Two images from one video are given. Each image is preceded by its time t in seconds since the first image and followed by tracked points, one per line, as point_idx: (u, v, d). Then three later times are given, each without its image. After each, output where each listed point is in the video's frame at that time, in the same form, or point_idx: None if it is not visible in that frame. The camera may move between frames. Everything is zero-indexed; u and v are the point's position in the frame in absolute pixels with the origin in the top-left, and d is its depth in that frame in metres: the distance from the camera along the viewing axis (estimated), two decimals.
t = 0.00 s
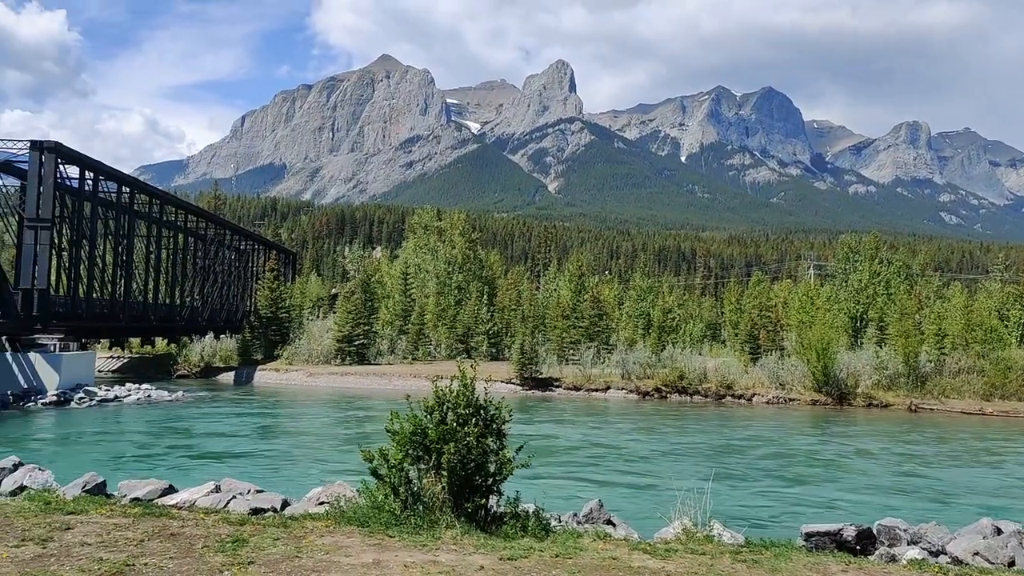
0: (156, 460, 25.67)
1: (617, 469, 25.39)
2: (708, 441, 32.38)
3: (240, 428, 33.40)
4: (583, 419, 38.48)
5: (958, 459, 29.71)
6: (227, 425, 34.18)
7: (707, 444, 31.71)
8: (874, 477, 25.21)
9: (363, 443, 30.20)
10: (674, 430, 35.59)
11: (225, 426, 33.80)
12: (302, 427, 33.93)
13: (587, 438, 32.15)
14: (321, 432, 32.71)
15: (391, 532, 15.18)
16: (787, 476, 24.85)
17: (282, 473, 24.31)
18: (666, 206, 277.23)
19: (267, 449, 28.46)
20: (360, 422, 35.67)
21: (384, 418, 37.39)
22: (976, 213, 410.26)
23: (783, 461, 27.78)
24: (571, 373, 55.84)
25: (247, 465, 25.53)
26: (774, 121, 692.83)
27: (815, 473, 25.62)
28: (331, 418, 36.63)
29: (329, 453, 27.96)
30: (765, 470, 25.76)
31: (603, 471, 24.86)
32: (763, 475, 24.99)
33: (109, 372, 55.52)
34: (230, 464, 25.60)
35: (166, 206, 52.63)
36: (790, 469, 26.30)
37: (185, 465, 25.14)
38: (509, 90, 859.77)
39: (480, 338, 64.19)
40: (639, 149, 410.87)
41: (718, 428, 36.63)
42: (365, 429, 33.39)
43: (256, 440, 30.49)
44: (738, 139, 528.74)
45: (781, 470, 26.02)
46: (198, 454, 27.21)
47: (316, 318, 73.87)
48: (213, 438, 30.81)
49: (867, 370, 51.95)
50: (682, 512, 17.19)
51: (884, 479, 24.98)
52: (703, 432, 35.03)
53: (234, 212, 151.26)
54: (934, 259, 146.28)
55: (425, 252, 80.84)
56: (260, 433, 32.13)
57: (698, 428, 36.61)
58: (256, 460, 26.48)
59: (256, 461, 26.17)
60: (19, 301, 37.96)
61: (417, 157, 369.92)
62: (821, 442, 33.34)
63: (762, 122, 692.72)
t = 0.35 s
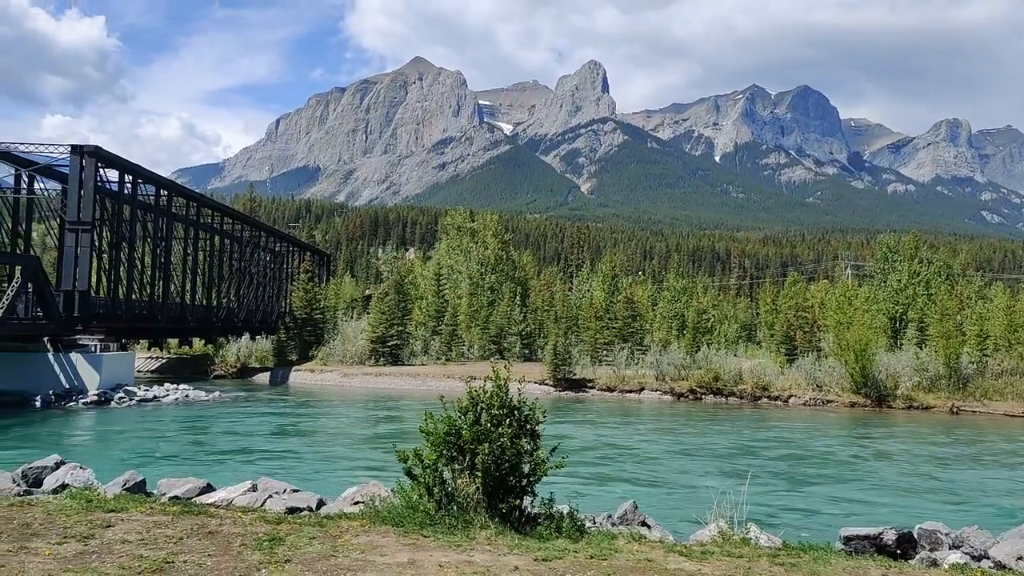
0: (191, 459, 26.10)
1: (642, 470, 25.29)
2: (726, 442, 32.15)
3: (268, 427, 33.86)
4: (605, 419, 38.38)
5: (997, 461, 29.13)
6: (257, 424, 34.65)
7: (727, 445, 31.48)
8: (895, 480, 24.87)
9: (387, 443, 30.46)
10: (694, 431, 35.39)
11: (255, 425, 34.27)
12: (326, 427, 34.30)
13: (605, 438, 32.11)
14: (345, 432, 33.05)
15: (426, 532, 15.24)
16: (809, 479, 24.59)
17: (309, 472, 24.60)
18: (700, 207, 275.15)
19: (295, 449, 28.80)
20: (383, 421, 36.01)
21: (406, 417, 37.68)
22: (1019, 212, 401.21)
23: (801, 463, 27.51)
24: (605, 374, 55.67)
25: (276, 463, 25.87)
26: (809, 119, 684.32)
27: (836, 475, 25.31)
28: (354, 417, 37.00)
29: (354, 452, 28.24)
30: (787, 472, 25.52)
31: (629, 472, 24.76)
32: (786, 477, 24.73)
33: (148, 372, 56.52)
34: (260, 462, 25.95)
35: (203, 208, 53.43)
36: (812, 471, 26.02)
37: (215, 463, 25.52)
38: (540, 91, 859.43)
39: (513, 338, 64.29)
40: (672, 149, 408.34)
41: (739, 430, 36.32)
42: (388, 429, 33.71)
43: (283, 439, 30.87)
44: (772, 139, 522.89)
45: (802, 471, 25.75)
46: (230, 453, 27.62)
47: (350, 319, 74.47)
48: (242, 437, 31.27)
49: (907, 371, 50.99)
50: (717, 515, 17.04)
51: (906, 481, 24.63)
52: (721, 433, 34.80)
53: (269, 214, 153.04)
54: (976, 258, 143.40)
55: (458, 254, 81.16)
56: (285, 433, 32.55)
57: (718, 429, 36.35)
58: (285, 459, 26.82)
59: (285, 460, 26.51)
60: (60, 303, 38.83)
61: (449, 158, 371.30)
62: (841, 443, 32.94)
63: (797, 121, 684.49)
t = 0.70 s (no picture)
0: (225, 456, 26.57)
1: (669, 469, 25.16)
2: (741, 441, 31.95)
3: (299, 425, 34.32)
4: (634, 418, 38.28)
5: None
6: (288, 422, 35.11)
7: (746, 444, 31.30)
8: (908, 479, 24.62)
9: (409, 440, 30.75)
10: (713, 430, 35.20)
11: (287, 423, 34.76)
12: (351, 424, 34.69)
13: (621, 436, 32.09)
14: (370, 429, 33.37)
15: (461, 530, 15.30)
16: (819, 478, 24.40)
17: (337, 469, 24.88)
18: (734, 203, 272.51)
19: (321, 446, 29.21)
20: (405, 420, 36.35)
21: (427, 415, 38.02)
22: None
23: (811, 462, 27.30)
24: (638, 373, 55.39)
25: (304, 461, 26.23)
26: (845, 114, 674.18)
27: (846, 474, 25.14)
28: (376, 416, 37.42)
29: (378, 450, 28.54)
30: (798, 471, 25.36)
31: (659, 472, 24.69)
32: (791, 476, 24.58)
33: (186, 371, 57.45)
34: (290, 459, 26.31)
35: (239, 209, 54.15)
36: (832, 470, 25.76)
37: (250, 460, 25.94)
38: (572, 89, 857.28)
39: (545, 337, 64.18)
40: (705, 146, 404.95)
41: (759, 429, 36.05)
42: (409, 427, 34.01)
43: (316, 437, 31.33)
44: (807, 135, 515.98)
45: (814, 470, 25.57)
46: (263, 450, 28.00)
47: (384, 318, 74.95)
48: (273, 434, 31.74)
49: (948, 371, 49.94)
50: (753, 515, 16.90)
51: (920, 480, 24.37)
52: (739, 433, 34.58)
53: (304, 214, 154.60)
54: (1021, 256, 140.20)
55: (491, 253, 81.35)
56: (314, 429, 33.02)
57: (743, 428, 36.09)
58: (314, 456, 27.16)
59: (314, 458, 26.83)
60: (102, 303, 39.70)
61: (482, 157, 371.93)
62: (859, 442, 32.60)
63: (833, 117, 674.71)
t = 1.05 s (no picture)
0: (257, 453, 26.97)
1: (692, 466, 25.12)
2: (752, 437, 31.89)
3: (325, 422, 34.73)
4: (662, 415, 38.23)
5: None
6: (315, 419, 35.55)
7: (763, 440, 31.23)
8: (914, 474, 24.47)
9: (428, 437, 31.07)
10: (727, 425, 35.12)
11: (314, 420, 35.22)
12: (371, 421, 35.08)
13: (650, 434, 32.04)
14: (391, 426, 33.71)
15: (491, 527, 15.42)
16: (823, 473, 24.31)
17: (361, 466, 25.19)
18: (764, 199, 270.26)
19: (351, 443, 29.54)
20: (424, 417, 36.67)
21: (452, 412, 38.29)
22: None
23: (815, 458, 27.21)
24: (667, 371, 55.13)
25: (328, 457, 26.57)
26: (876, 108, 664.95)
27: (850, 470, 25.07)
28: (395, 413, 37.82)
29: (399, 447, 28.86)
30: (802, 467, 25.31)
31: (684, 469, 24.67)
32: (792, 471, 24.52)
33: (218, 369, 58.23)
34: (316, 456, 26.66)
35: (269, 208, 54.70)
36: (850, 467, 25.63)
37: (278, 457, 26.31)
38: (597, 86, 854.66)
39: (573, 334, 64.03)
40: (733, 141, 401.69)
41: (774, 425, 35.88)
42: (427, 424, 34.35)
43: (345, 434, 31.62)
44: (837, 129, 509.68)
45: (820, 466, 25.50)
46: (291, 447, 28.39)
47: (413, 315, 75.39)
48: (299, 431, 32.18)
49: (984, 367, 49.10)
50: (783, 513, 16.83)
51: (927, 476, 24.20)
52: (752, 428, 34.48)
53: (332, 214, 155.87)
54: None
55: (518, 251, 81.46)
56: (343, 427, 33.31)
57: (774, 425, 35.81)
58: (338, 453, 27.51)
59: (340, 454, 27.18)
60: (135, 303, 40.37)
61: (509, 155, 372.16)
62: (873, 438, 32.40)
63: (863, 110, 665.62)
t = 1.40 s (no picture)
0: (291, 450, 27.10)
1: (723, 468, 24.88)
2: (767, 438, 31.69)
3: (354, 419, 34.92)
4: (695, 417, 37.89)
5: None
6: (345, 416, 35.75)
7: (781, 441, 31.01)
8: (927, 478, 24.18)
9: (452, 435, 31.17)
10: (743, 426, 34.93)
11: (344, 417, 35.45)
12: (396, 419, 35.29)
13: (684, 435, 31.73)
14: (417, 424, 33.86)
15: (523, 527, 15.31)
16: (827, 475, 24.14)
17: (390, 463, 25.28)
18: (799, 196, 267.48)
19: (384, 441, 29.60)
20: (448, 415, 36.79)
21: (484, 411, 38.26)
22: None
23: (827, 460, 26.97)
24: (700, 371, 54.61)
25: (358, 454, 26.72)
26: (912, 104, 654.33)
27: (855, 472, 24.80)
28: (419, 410, 37.99)
29: (425, 444, 28.96)
30: (808, 469, 25.18)
31: (717, 471, 24.38)
32: (796, 473, 24.44)
33: (252, 366, 58.76)
34: (345, 453, 26.78)
35: (302, 208, 55.07)
36: (874, 471, 25.31)
37: (310, 453, 26.46)
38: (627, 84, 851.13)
39: (604, 334, 63.37)
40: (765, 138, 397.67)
41: (794, 427, 35.58)
42: (451, 422, 34.49)
43: (378, 431, 31.70)
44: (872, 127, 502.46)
45: (827, 468, 25.33)
46: (323, 444, 28.57)
47: (442, 314, 75.61)
48: (330, 428, 32.35)
49: None
50: (822, 518, 16.50)
51: (942, 480, 23.91)
52: (771, 430, 34.22)
53: (364, 213, 157.04)
54: None
55: (548, 250, 81.48)
56: (375, 425, 33.39)
57: (810, 428, 35.31)
58: (367, 450, 27.65)
59: (368, 451, 27.31)
60: (173, 300, 40.93)
61: (539, 154, 371.93)
62: (891, 441, 32.08)
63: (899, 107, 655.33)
